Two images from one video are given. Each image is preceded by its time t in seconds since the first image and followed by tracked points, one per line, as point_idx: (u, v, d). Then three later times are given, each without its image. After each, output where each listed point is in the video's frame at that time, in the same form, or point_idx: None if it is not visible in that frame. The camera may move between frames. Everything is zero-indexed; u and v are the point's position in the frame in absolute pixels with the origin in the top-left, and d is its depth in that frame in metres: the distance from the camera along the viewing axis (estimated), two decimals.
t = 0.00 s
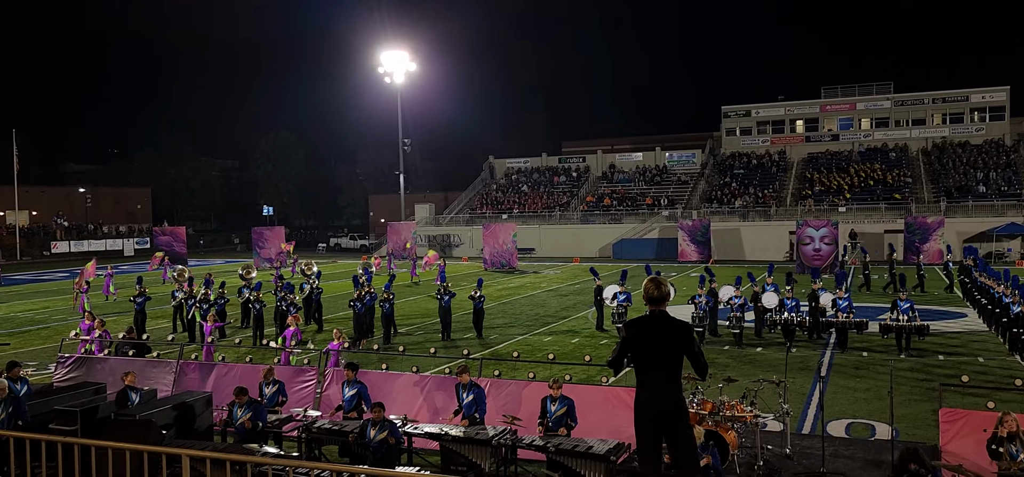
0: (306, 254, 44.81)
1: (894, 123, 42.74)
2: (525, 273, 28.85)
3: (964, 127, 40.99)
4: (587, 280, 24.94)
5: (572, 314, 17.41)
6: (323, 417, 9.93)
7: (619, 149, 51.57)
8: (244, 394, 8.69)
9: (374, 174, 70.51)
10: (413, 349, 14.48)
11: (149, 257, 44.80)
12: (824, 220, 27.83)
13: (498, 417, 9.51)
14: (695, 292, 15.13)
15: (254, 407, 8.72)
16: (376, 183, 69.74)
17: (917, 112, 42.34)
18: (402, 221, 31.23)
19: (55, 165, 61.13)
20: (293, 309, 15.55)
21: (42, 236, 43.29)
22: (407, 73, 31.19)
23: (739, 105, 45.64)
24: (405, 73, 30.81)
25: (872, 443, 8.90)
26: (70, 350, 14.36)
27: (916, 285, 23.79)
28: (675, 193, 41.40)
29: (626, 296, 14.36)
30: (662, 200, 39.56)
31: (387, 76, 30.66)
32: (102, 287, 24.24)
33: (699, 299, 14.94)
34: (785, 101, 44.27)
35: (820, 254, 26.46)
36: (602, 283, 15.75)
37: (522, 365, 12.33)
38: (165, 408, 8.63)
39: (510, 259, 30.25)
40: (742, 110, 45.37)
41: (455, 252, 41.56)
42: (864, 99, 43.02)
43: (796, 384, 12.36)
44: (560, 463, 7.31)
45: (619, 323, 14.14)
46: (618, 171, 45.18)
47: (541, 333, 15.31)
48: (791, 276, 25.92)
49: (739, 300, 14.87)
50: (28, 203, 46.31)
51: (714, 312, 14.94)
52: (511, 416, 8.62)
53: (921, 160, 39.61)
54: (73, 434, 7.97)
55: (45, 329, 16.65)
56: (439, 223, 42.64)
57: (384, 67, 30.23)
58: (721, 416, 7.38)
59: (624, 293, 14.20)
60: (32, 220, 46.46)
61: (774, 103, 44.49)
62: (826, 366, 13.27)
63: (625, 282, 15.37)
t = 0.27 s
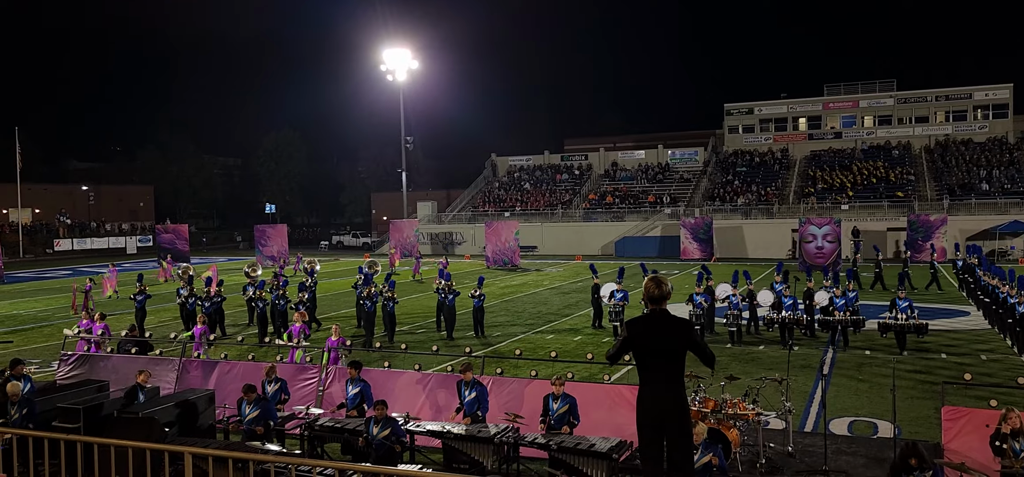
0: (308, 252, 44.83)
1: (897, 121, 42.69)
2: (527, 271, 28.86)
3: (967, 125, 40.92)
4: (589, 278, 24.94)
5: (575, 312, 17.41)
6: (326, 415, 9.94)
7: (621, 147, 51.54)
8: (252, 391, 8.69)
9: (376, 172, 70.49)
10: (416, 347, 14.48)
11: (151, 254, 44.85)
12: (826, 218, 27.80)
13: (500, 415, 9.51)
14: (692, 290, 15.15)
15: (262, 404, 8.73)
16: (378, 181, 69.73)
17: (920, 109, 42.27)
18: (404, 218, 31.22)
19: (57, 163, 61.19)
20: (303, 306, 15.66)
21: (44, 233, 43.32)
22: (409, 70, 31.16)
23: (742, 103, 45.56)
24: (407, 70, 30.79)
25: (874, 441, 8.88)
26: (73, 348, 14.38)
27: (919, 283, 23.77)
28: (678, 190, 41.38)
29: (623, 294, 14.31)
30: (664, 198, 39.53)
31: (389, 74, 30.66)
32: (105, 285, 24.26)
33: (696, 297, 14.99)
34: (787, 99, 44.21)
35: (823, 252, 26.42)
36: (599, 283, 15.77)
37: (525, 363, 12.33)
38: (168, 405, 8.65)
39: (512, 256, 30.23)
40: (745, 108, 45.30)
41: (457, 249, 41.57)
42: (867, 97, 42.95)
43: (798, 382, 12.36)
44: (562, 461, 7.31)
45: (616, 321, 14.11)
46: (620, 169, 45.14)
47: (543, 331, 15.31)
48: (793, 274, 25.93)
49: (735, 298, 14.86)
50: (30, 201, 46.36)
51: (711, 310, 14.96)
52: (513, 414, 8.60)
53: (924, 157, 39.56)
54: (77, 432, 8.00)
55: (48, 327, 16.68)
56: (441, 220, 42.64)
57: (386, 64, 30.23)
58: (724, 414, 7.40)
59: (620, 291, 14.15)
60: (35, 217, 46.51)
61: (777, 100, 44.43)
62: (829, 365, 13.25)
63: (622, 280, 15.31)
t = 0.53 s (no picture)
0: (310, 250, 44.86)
1: (899, 118, 42.66)
2: (529, 269, 28.85)
3: (970, 123, 40.83)
4: (590, 276, 24.93)
5: (576, 310, 17.41)
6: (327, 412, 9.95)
7: (622, 145, 51.51)
8: (258, 388, 8.70)
9: (377, 170, 70.52)
10: (417, 346, 14.49)
11: (153, 252, 44.88)
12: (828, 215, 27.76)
13: (501, 413, 9.51)
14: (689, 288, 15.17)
15: (267, 402, 8.75)
16: (379, 179, 69.78)
17: (921, 107, 42.26)
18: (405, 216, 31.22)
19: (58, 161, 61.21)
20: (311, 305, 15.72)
21: (46, 231, 43.36)
22: (411, 68, 31.17)
23: (743, 101, 45.53)
24: (409, 68, 30.79)
25: (875, 439, 8.87)
26: (74, 345, 14.40)
27: (920, 281, 23.77)
28: (679, 188, 41.39)
29: (620, 293, 14.24)
30: (666, 196, 39.52)
31: (390, 72, 30.66)
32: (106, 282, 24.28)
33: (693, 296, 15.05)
34: (789, 97, 44.20)
35: (824, 250, 26.37)
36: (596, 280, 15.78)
37: (525, 361, 12.33)
38: (169, 402, 8.65)
39: (513, 254, 30.20)
40: (746, 105, 45.26)
41: (459, 247, 41.57)
42: (868, 95, 42.91)
43: (800, 380, 12.35)
44: (563, 458, 7.31)
45: (613, 320, 14.02)
46: (621, 167, 45.14)
47: (544, 329, 15.31)
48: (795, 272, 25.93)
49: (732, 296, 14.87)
50: (32, 199, 46.40)
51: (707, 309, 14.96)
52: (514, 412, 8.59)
53: (925, 155, 39.49)
54: (78, 430, 8.00)
55: (50, 324, 16.70)
56: (442, 218, 42.66)
57: (387, 62, 30.22)
58: (725, 412, 7.40)
59: (617, 289, 14.12)
60: (37, 215, 46.54)
61: (778, 98, 44.42)
62: (830, 363, 13.23)
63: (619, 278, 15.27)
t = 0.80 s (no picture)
0: (310, 248, 44.85)
1: (899, 116, 42.61)
2: (529, 266, 28.85)
3: (970, 121, 40.82)
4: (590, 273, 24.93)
5: (577, 308, 17.41)
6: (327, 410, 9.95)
7: (622, 143, 51.49)
8: (261, 386, 8.70)
9: (377, 168, 70.52)
10: (417, 344, 14.50)
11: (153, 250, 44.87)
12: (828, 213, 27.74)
13: (501, 410, 9.51)
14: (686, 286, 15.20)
15: (269, 399, 8.76)
16: (379, 177, 69.76)
17: (922, 105, 42.22)
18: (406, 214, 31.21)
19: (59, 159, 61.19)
20: (318, 302, 15.72)
21: (46, 229, 43.35)
22: (411, 66, 31.16)
23: (743, 98, 45.49)
24: (409, 65, 30.77)
25: (875, 436, 8.89)
26: (75, 342, 14.40)
27: (921, 278, 23.77)
28: (679, 186, 41.39)
29: (616, 290, 14.20)
30: (666, 194, 39.51)
31: (391, 69, 30.63)
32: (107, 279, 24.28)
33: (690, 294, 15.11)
34: (789, 94, 44.18)
35: (825, 247, 26.37)
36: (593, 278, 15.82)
37: (526, 358, 12.34)
38: (170, 400, 8.65)
39: (513, 252, 30.20)
40: (747, 103, 45.23)
41: (459, 245, 41.56)
42: (869, 92, 42.88)
43: (800, 378, 12.35)
44: (564, 456, 7.31)
45: (608, 318, 14.11)
46: (622, 164, 45.12)
47: (544, 326, 15.32)
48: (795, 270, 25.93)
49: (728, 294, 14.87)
50: (32, 196, 46.40)
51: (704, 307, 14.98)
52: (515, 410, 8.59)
53: (926, 153, 39.47)
54: (79, 427, 7.99)
55: (51, 322, 16.71)
56: (442, 216, 42.67)
57: (388, 60, 30.19)
58: (726, 409, 7.41)
59: (612, 286, 14.12)
60: (37, 213, 46.53)
61: (778, 96, 44.39)
62: (830, 361, 13.23)
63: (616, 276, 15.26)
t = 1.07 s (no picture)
0: (309, 246, 44.85)
1: (898, 114, 42.61)
2: (528, 264, 28.85)
3: (969, 119, 40.81)
4: (590, 271, 24.94)
5: (576, 306, 17.41)
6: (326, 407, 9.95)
7: (621, 141, 51.49)
8: (259, 384, 8.70)
9: (376, 166, 70.49)
10: (417, 342, 14.50)
11: (152, 248, 44.87)
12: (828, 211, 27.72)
13: (501, 408, 9.52)
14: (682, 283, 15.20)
15: (267, 397, 8.75)
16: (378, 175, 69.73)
17: (921, 103, 42.21)
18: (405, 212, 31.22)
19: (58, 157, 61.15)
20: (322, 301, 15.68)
21: (45, 227, 43.35)
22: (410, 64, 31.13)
23: (742, 96, 45.46)
24: (408, 64, 30.75)
25: (874, 434, 8.90)
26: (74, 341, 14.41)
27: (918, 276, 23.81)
28: (679, 184, 41.39)
29: (611, 288, 14.22)
30: (665, 192, 39.50)
31: (390, 67, 30.59)
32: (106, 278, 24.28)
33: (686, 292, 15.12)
34: (788, 92, 44.15)
35: (824, 245, 26.37)
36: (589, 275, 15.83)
37: (525, 356, 12.35)
38: (169, 398, 8.63)
39: (513, 250, 30.23)
40: (746, 101, 45.19)
41: (458, 243, 41.56)
42: (868, 90, 42.84)
43: (799, 376, 12.36)
44: (564, 454, 7.30)
45: (603, 315, 14.11)
46: (621, 162, 45.09)
47: (544, 324, 15.33)
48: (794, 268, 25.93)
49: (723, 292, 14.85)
50: (31, 195, 46.39)
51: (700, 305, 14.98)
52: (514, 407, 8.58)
53: (925, 151, 39.49)
54: (78, 425, 7.98)
55: (51, 320, 16.72)
56: (441, 214, 42.66)
57: (387, 58, 30.15)
58: (725, 408, 7.42)
59: (607, 284, 14.14)
60: (36, 211, 46.52)
61: (777, 94, 44.36)
62: (830, 359, 13.24)
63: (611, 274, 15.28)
